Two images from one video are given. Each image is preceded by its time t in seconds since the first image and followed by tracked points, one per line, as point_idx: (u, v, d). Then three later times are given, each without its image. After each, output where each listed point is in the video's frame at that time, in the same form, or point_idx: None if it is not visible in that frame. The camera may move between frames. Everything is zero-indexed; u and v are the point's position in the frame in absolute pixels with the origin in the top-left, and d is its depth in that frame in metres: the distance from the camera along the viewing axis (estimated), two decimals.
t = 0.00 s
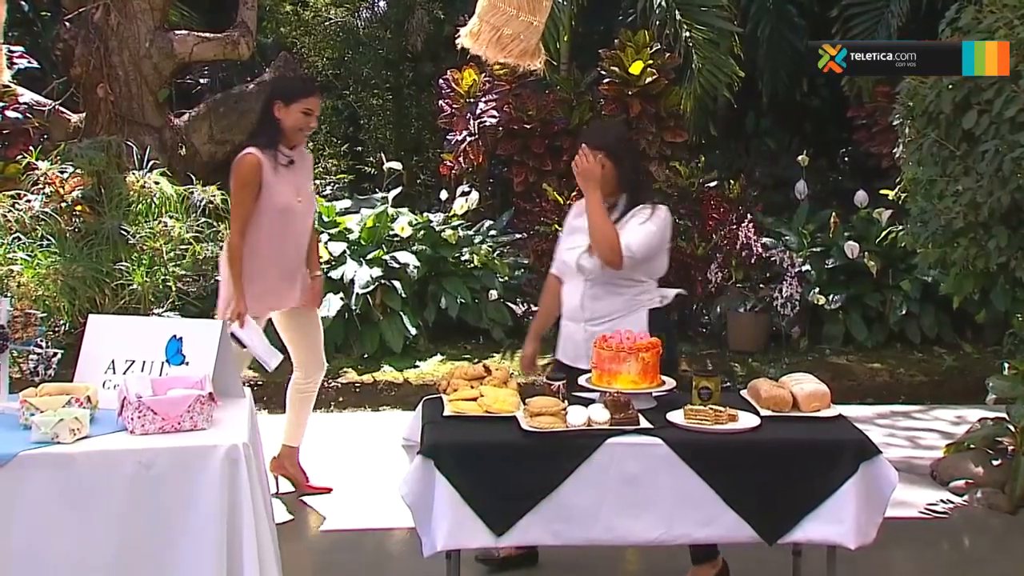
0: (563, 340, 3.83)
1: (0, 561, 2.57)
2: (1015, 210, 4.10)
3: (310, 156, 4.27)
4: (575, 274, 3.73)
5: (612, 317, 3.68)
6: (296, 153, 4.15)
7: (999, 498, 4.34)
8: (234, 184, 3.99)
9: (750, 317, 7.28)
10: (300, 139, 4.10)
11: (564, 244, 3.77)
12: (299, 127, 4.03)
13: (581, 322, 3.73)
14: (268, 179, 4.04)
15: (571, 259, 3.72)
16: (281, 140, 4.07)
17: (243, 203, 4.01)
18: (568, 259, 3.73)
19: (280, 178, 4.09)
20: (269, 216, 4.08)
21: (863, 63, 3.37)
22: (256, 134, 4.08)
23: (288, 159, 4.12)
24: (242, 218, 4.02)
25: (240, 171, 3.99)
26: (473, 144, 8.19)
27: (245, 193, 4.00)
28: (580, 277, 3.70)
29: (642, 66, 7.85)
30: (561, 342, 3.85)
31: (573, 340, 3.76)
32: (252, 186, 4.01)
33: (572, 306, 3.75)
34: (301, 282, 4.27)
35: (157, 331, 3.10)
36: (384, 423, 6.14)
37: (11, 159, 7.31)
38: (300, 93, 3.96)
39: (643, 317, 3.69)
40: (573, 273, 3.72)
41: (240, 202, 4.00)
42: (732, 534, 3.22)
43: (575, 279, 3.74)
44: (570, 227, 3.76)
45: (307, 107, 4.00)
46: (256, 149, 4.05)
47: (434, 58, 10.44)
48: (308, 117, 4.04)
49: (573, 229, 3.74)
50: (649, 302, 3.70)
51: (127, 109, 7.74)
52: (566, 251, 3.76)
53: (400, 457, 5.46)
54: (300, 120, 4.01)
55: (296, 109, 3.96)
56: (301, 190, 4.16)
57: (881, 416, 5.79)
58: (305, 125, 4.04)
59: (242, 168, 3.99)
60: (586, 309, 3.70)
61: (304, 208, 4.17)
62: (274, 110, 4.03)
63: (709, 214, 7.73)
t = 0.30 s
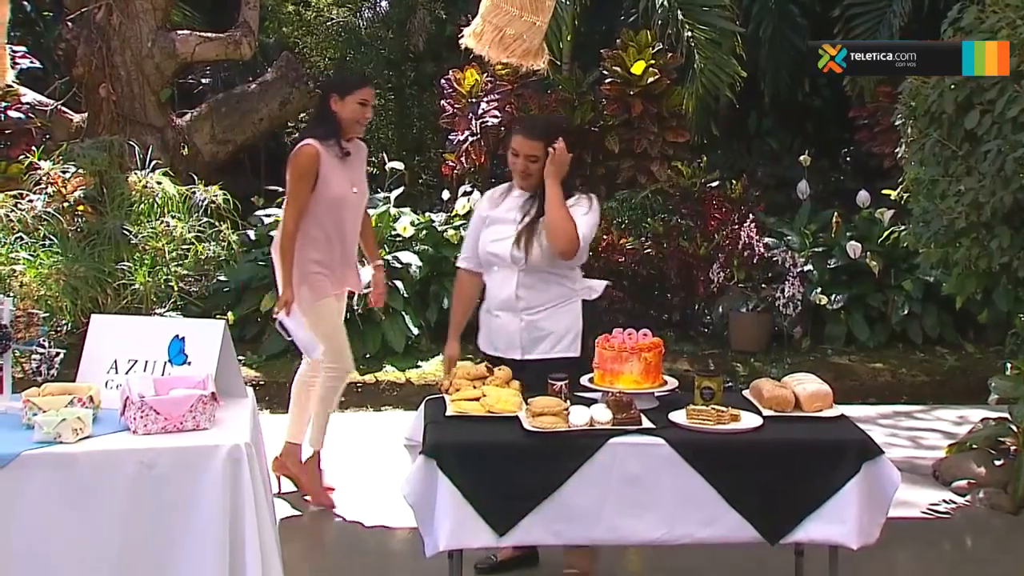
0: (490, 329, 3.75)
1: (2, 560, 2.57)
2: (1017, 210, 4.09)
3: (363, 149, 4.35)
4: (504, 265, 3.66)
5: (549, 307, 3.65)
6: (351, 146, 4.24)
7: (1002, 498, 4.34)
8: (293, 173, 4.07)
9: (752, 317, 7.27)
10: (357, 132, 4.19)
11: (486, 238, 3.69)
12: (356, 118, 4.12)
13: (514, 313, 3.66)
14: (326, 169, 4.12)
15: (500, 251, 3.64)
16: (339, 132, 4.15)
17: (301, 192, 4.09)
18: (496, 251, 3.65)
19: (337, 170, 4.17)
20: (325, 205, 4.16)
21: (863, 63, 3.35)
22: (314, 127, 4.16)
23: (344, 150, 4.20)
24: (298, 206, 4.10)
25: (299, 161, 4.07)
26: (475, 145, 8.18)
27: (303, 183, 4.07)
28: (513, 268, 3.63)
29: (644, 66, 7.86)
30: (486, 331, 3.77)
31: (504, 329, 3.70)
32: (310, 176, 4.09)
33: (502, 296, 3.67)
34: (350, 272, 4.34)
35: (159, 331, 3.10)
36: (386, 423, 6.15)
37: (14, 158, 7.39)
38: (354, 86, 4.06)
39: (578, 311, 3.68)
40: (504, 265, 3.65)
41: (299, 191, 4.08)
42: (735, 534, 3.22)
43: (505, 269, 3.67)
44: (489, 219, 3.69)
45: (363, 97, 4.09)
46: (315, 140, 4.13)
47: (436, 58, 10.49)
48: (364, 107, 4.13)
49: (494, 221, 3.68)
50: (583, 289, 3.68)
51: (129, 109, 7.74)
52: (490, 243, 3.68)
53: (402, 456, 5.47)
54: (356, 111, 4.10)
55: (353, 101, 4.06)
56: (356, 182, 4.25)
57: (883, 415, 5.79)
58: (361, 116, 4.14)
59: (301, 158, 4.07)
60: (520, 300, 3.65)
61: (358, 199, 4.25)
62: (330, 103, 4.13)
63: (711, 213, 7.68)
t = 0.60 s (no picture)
0: (441, 346, 3.73)
1: None
2: (1016, 210, 4.09)
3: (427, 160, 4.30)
4: (462, 281, 3.66)
5: (507, 321, 3.71)
6: (415, 156, 4.19)
7: (1001, 498, 4.34)
8: (357, 186, 4.06)
9: (751, 317, 7.27)
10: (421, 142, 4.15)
11: (443, 253, 3.66)
12: (417, 126, 4.08)
13: (472, 328, 3.68)
14: (390, 182, 4.08)
15: (461, 265, 3.64)
16: (402, 143, 4.11)
17: (367, 205, 4.07)
18: (456, 266, 3.64)
19: (402, 181, 4.13)
20: (390, 218, 4.13)
21: (863, 63, 3.36)
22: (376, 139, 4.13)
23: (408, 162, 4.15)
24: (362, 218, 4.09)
25: (363, 174, 4.04)
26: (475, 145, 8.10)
27: (367, 196, 4.06)
28: (477, 283, 3.64)
29: (644, 66, 7.79)
30: (435, 348, 3.74)
31: (458, 345, 3.70)
32: (375, 189, 4.06)
33: (460, 312, 3.67)
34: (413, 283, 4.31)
35: (158, 331, 3.10)
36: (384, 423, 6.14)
37: (13, 159, 7.42)
38: (411, 93, 4.03)
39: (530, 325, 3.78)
40: (467, 279, 3.64)
41: (362, 203, 4.07)
42: (734, 534, 3.22)
43: (469, 284, 3.66)
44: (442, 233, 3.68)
45: (421, 104, 4.06)
46: (380, 152, 4.10)
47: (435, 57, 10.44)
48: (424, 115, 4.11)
49: (448, 235, 3.67)
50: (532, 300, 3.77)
51: (128, 109, 7.75)
52: (448, 257, 3.65)
53: (401, 457, 5.46)
54: (416, 119, 4.07)
55: (413, 110, 4.03)
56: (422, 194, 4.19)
57: (882, 415, 5.79)
58: (422, 124, 4.09)
59: (365, 171, 4.04)
60: (481, 315, 3.67)
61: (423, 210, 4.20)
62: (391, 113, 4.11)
63: (710, 213, 7.68)
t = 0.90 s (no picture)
0: (405, 345, 3.61)
1: None
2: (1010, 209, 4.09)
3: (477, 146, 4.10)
4: (424, 275, 3.56)
5: (470, 311, 3.63)
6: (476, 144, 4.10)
7: (995, 497, 4.34)
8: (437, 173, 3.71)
9: (746, 316, 7.28)
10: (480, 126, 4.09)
11: (404, 248, 3.53)
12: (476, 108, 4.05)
13: (439, 322, 3.59)
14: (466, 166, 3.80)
15: (424, 259, 3.52)
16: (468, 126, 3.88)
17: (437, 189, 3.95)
18: (419, 261, 3.53)
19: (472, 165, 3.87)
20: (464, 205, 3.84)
21: (862, 63, 3.39)
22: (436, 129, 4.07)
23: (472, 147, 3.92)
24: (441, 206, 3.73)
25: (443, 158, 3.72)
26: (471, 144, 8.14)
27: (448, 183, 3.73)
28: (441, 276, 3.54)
29: (639, 66, 7.89)
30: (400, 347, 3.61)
31: (423, 342, 3.60)
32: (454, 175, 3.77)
33: (425, 308, 3.57)
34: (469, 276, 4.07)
35: (152, 330, 3.09)
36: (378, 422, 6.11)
37: (7, 158, 7.23)
38: (469, 78, 4.03)
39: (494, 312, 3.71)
40: (431, 272, 3.54)
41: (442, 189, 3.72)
42: (729, 533, 3.22)
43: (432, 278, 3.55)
44: (397, 228, 3.53)
45: (479, 88, 4.05)
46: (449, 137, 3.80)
47: (431, 58, 10.21)
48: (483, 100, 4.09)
49: (405, 230, 3.53)
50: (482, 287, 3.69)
51: (124, 108, 7.76)
52: (410, 251, 3.52)
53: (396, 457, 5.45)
54: (475, 103, 4.04)
55: (470, 94, 4.01)
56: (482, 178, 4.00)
57: (876, 414, 5.78)
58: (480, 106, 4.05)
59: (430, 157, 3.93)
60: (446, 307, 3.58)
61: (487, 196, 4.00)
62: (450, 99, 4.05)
63: (706, 212, 7.59)
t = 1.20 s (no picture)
0: (361, 350, 3.43)
1: None
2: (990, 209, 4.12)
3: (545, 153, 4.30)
4: (376, 277, 3.41)
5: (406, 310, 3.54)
6: (535, 152, 4.19)
7: (976, 495, 4.36)
8: (486, 187, 4.05)
9: (730, 316, 7.29)
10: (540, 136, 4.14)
11: (359, 250, 3.37)
12: (535, 116, 4.04)
13: (390, 322, 3.46)
14: (517, 177, 4.07)
15: (380, 260, 3.40)
16: (522, 138, 4.10)
17: (497, 200, 4.06)
18: (376, 262, 3.39)
19: (528, 175, 4.13)
20: (520, 214, 4.12)
21: (863, 63, 3.48)
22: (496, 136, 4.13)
23: (530, 156, 4.15)
24: (495, 217, 4.08)
25: (491, 172, 4.03)
26: (455, 144, 8.15)
27: (498, 195, 4.05)
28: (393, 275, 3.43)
29: (624, 66, 7.89)
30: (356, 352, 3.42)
31: (376, 344, 3.44)
32: (505, 187, 4.06)
33: (379, 309, 3.43)
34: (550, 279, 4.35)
35: (132, 330, 3.08)
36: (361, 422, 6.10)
37: None
38: (526, 85, 3.99)
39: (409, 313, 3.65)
40: (386, 272, 3.41)
41: (493, 202, 4.05)
42: (710, 532, 3.23)
43: (386, 279, 3.42)
44: (345, 231, 3.36)
45: (536, 95, 4.03)
46: (501, 149, 4.09)
47: (416, 58, 10.30)
48: (541, 105, 4.09)
49: (355, 233, 3.37)
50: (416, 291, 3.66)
51: (106, 107, 7.73)
52: (366, 252, 3.38)
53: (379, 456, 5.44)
54: (534, 110, 4.03)
55: (528, 104, 3.98)
56: (544, 186, 4.19)
57: (859, 413, 5.80)
58: (537, 113, 4.04)
59: (490, 169, 4.03)
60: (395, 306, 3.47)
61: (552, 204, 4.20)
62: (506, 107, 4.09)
63: (691, 212, 7.63)
